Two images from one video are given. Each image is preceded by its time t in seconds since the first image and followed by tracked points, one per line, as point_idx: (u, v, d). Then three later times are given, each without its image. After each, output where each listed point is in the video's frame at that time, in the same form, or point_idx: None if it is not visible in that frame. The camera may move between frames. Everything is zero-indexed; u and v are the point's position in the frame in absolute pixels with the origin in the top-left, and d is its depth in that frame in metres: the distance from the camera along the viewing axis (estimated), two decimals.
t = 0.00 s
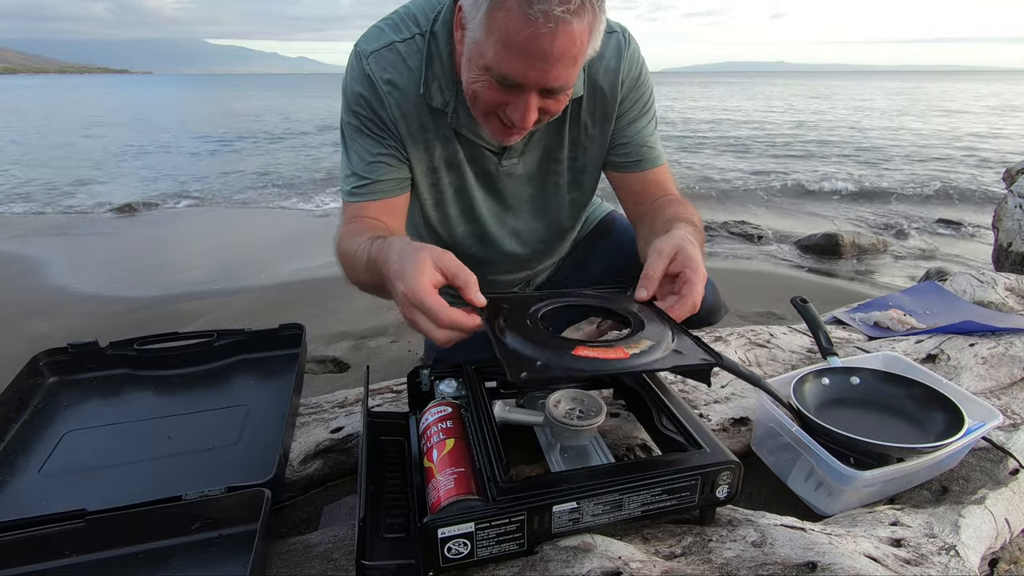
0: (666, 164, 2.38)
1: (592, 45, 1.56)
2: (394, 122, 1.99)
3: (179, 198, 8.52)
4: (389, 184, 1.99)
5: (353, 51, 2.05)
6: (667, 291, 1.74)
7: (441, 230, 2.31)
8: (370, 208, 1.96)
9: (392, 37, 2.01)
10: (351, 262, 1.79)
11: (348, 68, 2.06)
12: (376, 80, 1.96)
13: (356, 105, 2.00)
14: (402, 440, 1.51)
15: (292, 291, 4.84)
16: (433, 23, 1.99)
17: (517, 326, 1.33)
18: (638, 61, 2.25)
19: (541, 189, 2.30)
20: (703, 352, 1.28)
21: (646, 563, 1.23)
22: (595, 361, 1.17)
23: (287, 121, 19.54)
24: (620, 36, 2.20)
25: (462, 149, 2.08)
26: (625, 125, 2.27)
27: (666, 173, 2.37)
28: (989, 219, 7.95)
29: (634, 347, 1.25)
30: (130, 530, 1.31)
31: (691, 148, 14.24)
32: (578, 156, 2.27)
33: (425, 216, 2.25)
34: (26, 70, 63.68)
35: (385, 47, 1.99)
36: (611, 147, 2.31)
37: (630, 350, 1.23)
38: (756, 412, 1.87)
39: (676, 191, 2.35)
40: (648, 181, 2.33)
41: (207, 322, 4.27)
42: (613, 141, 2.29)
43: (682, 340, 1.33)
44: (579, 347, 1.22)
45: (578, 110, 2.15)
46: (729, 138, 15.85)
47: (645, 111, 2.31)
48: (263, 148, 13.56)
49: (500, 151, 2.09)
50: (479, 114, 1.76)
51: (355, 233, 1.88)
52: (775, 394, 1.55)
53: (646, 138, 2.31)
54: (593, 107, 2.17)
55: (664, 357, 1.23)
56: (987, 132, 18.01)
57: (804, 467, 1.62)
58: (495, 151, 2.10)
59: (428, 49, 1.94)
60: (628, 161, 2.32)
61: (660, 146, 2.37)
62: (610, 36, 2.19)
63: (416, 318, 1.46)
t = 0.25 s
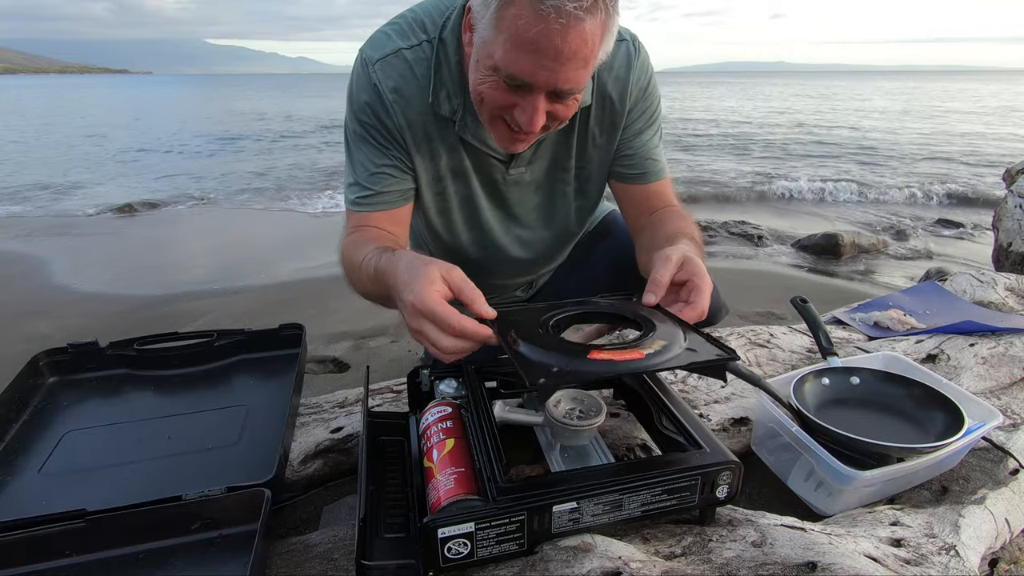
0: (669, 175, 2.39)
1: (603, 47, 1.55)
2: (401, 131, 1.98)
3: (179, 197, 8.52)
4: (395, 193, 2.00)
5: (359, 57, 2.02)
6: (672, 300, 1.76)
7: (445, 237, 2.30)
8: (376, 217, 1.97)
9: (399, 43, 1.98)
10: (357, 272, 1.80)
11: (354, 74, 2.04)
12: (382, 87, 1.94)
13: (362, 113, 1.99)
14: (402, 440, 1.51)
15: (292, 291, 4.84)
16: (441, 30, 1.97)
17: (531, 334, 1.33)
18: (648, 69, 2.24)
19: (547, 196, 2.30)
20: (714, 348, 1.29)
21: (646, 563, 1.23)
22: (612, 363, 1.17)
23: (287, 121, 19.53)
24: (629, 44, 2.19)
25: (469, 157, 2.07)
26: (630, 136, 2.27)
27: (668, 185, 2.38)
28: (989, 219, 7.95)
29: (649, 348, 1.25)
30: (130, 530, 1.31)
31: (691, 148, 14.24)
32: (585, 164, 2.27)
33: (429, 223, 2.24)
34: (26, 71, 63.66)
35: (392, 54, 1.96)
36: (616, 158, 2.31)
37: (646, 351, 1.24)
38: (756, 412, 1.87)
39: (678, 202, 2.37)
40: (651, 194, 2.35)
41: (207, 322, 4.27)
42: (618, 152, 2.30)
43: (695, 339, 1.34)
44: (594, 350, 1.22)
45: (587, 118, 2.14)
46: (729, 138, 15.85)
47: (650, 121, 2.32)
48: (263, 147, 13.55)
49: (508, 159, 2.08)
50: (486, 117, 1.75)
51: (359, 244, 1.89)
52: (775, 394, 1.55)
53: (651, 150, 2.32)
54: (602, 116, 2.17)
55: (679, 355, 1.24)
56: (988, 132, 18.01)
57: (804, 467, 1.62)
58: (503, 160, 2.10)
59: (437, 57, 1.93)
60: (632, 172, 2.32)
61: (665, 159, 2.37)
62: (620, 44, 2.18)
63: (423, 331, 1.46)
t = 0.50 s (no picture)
0: (667, 189, 2.43)
1: (615, 57, 1.53)
2: (408, 141, 1.98)
3: (179, 197, 8.52)
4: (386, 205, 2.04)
5: (365, 63, 1.99)
6: (685, 304, 1.81)
7: (450, 241, 2.31)
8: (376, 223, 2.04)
9: (406, 49, 1.95)
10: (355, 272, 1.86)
11: (360, 79, 2.01)
12: (389, 95, 1.92)
13: (367, 123, 1.97)
14: (402, 440, 1.51)
15: (292, 291, 4.84)
16: (449, 36, 1.94)
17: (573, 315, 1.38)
18: (658, 78, 2.22)
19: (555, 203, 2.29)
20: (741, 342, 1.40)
21: (646, 563, 1.23)
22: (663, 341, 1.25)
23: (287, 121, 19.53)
24: (641, 51, 2.16)
25: (476, 165, 2.06)
26: (638, 146, 2.28)
27: (667, 197, 2.43)
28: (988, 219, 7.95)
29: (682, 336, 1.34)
30: (130, 530, 1.31)
31: (691, 149, 14.24)
32: (593, 172, 2.27)
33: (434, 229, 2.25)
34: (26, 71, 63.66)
35: (400, 61, 1.93)
36: (620, 167, 2.32)
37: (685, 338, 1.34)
38: (756, 412, 1.87)
39: (676, 213, 2.41)
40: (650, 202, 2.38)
41: (207, 322, 4.27)
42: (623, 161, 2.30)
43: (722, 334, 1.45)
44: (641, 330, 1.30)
45: (598, 127, 2.12)
46: (729, 139, 15.86)
47: (657, 131, 2.32)
48: (263, 148, 13.56)
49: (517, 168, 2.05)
50: (493, 122, 1.74)
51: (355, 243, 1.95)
52: (775, 394, 1.55)
53: (654, 161, 2.33)
54: (613, 123, 2.15)
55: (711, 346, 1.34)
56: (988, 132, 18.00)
57: (804, 467, 1.62)
58: (512, 168, 2.07)
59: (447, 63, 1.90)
60: (635, 181, 2.35)
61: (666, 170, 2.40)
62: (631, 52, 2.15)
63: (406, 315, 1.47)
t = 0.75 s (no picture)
0: (670, 193, 2.43)
1: (614, 57, 1.50)
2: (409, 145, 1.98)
3: (179, 197, 8.52)
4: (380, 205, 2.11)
5: (363, 67, 1.96)
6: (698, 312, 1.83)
7: (455, 242, 2.33)
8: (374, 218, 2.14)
9: (405, 53, 1.93)
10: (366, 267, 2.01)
11: (358, 84, 1.99)
12: (387, 102, 1.91)
13: (366, 127, 1.96)
14: (401, 439, 1.51)
15: (292, 291, 4.84)
16: (449, 39, 1.91)
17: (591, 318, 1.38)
18: (664, 79, 2.20)
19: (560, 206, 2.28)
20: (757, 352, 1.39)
21: (646, 563, 1.23)
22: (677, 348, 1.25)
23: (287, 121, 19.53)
24: (648, 53, 2.13)
25: (480, 170, 2.05)
26: (643, 151, 2.27)
27: (670, 200, 2.43)
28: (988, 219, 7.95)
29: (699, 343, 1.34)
30: (130, 530, 1.31)
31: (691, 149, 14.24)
32: (598, 174, 2.26)
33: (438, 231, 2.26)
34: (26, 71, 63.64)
35: (397, 66, 1.91)
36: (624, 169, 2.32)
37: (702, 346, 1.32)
38: (756, 412, 1.87)
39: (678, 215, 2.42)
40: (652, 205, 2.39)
41: (207, 321, 4.27)
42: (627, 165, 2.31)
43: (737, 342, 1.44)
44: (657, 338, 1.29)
45: (604, 126, 2.12)
46: (729, 139, 15.86)
47: (661, 136, 2.32)
48: (263, 147, 13.56)
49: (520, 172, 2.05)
50: (492, 123, 1.72)
51: (354, 240, 2.09)
52: (775, 394, 1.55)
53: (658, 162, 2.34)
54: (618, 127, 2.15)
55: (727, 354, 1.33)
56: (988, 132, 18.01)
57: (804, 467, 1.62)
58: (517, 173, 2.06)
59: (449, 66, 1.88)
60: (639, 185, 2.36)
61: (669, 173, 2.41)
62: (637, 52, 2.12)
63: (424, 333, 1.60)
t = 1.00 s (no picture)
0: (667, 185, 2.43)
1: (581, 46, 1.47)
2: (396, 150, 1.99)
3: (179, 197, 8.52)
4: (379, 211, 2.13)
5: (351, 74, 1.98)
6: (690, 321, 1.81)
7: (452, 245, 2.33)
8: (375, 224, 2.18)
9: (390, 56, 1.94)
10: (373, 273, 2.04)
11: (346, 91, 2.01)
12: (374, 107, 1.92)
13: (354, 134, 1.98)
14: (402, 440, 1.51)
15: (292, 291, 4.84)
16: (433, 41, 1.92)
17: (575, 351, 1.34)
18: (655, 72, 2.19)
19: (554, 204, 2.27)
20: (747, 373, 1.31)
21: (646, 563, 1.23)
22: (655, 387, 1.19)
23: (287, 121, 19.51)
24: (638, 45, 2.14)
25: (471, 170, 2.05)
26: (638, 146, 2.27)
27: (667, 191, 2.43)
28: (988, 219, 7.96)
29: (689, 372, 1.27)
30: (130, 531, 1.31)
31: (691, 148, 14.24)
32: (592, 170, 2.25)
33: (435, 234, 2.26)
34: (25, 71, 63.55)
35: (382, 72, 1.92)
36: (621, 165, 2.31)
37: (688, 374, 1.26)
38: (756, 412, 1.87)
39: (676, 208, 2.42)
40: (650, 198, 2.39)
41: (207, 322, 4.27)
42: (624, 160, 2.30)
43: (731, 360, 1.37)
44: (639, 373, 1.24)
45: (598, 121, 2.11)
46: (729, 138, 15.86)
47: (657, 129, 2.31)
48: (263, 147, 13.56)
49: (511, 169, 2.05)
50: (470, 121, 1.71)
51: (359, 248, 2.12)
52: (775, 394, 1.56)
53: (653, 157, 2.33)
54: (611, 122, 2.14)
55: (717, 381, 1.26)
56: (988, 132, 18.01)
57: (804, 467, 1.62)
58: (507, 170, 2.07)
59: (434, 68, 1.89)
60: (636, 180, 2.34)
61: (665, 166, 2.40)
62: (627, 45, 2.12)
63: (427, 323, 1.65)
